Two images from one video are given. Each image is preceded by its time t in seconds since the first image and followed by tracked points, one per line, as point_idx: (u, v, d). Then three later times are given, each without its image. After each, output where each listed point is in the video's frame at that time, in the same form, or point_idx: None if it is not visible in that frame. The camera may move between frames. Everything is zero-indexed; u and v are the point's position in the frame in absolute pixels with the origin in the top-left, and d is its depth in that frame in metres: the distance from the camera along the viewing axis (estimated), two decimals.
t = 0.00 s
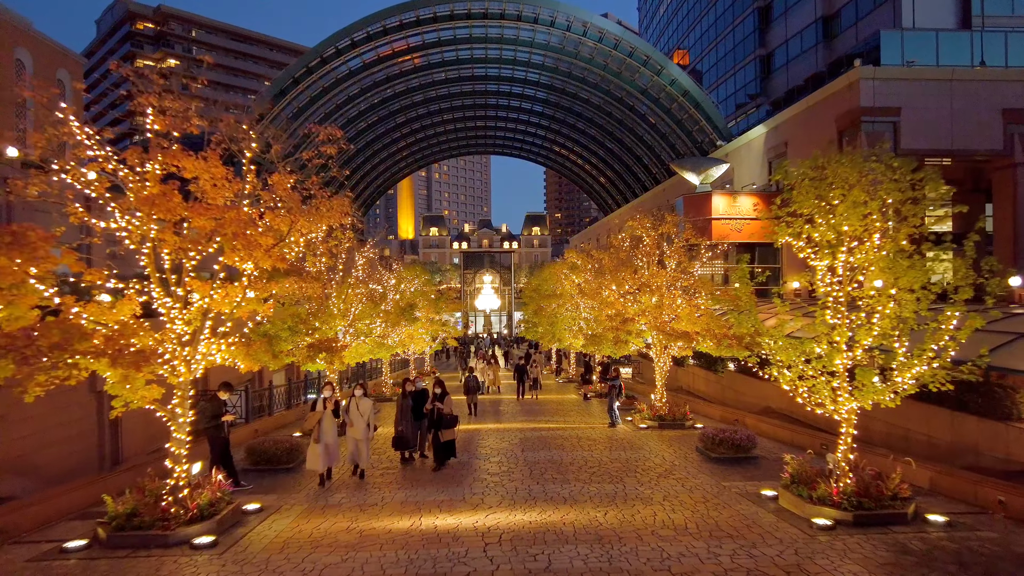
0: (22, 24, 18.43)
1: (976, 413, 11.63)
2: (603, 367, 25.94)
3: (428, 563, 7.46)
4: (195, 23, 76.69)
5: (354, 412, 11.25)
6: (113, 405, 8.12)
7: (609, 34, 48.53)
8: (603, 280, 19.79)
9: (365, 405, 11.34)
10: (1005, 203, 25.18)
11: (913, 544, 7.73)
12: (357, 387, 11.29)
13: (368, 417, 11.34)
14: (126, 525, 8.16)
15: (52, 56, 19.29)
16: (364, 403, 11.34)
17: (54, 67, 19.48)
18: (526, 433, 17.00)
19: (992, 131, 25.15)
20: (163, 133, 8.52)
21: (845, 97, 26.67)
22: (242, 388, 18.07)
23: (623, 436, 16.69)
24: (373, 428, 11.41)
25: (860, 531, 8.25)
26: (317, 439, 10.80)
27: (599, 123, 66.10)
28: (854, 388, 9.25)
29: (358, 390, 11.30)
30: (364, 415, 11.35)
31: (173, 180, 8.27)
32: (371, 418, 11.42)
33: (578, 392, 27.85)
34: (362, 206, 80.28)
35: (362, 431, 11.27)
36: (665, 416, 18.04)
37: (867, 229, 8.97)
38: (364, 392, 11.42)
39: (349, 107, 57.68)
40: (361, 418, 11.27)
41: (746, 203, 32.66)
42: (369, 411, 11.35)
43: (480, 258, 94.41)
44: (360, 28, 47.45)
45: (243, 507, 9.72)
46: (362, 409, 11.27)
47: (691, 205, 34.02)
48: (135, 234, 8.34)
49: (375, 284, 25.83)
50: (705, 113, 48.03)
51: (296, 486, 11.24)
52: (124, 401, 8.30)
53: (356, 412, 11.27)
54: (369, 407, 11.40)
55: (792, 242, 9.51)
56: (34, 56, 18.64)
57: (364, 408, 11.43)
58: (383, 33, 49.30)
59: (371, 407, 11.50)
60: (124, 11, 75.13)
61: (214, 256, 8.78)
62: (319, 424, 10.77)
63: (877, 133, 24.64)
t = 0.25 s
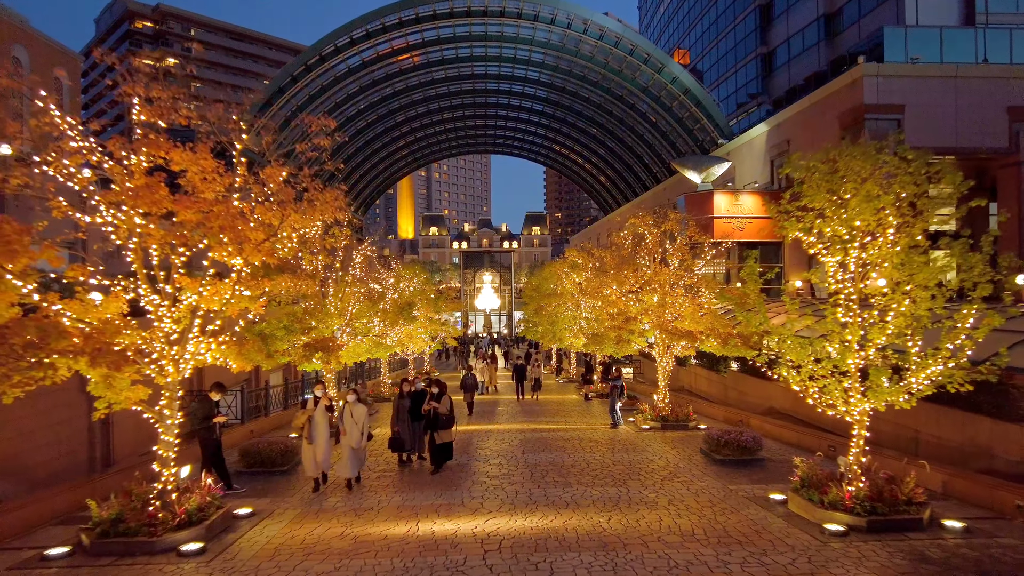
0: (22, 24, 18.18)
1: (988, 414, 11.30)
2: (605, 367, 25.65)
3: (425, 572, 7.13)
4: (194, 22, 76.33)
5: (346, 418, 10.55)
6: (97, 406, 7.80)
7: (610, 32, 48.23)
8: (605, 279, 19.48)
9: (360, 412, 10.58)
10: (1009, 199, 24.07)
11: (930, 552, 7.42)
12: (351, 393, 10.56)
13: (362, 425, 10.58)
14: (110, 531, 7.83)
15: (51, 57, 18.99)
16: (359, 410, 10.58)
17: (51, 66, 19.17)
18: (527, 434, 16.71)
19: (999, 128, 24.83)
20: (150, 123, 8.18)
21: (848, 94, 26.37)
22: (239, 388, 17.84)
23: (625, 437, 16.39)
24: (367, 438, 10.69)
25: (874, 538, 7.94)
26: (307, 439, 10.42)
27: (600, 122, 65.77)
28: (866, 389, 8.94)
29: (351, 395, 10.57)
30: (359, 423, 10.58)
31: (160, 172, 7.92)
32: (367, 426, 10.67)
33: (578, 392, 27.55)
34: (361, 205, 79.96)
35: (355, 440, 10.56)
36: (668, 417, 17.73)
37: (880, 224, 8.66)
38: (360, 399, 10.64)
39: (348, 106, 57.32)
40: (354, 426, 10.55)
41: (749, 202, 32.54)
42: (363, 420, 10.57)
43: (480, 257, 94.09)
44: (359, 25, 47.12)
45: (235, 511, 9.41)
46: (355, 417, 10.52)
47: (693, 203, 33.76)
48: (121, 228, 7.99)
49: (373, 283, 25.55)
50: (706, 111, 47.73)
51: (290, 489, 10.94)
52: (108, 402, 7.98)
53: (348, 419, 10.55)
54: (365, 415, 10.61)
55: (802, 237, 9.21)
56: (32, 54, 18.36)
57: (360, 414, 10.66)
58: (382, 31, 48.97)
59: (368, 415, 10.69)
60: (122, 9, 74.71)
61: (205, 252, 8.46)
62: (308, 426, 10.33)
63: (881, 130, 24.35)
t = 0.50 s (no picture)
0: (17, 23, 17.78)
1: (1000, 415, 10.98)
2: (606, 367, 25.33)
3: None
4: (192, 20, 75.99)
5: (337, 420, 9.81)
6: (78, 407, 7.48)
7: (610, 30, 47.89)
8: (606, 277, 19.16)
9: (352, 412, 9.89)
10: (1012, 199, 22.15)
11: (948, 560, 7.11)
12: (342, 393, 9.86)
13: (354, 425, 9.89)
14: (93, 538, 7.51)
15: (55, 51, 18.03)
16: (351, 410, 9.89)
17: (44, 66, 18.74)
18: (527, 435, 16.40)
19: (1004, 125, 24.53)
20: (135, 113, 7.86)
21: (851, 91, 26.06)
22: (233, 388, 17.55)
23: (627, 439, 16.06)
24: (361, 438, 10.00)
25: (888, 544, 7.63)
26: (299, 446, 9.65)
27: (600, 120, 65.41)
28: (877, 389, 8.63)
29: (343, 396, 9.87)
30: (351, 423, 9.89)
31: (145, 163, 7.59)
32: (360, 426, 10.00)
33: (579, 393, 27.23)
34: (361, 204, 79.62)
35: (349, 441, 9.89)
36: (670, 418, 17.42)
37: (893, 218, 8.33)
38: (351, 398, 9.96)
39: (347, 104, 56.91)
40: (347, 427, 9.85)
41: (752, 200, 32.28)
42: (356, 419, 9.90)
43: (480, 257, 93.78)
44: (357, 23, 46.74)
45: (224, 516, 9.10)
46: (348, 418, 9.82)
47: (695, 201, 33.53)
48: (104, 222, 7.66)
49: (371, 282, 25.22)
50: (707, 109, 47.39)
51: (283, 493, 10.62)
52: (90, 403, 7.65)
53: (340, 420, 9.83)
54: (357, 414, 9.94)
55: (813, 232, 8.86)
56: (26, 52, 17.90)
57: (352, 415, 9.98)
58: (381, 28, 48.62)
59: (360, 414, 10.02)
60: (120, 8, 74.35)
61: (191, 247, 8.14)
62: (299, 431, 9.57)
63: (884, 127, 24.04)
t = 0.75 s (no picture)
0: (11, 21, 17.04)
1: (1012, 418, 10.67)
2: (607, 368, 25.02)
3: None
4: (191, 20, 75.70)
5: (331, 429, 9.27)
6: (58, 413, 7.14)
7: (611, 28, 47.62)
8: (607, 277, 18.85)
9: (347, 421, 9.33)
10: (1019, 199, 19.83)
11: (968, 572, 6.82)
12: (338, 400, 9.31)
13: (347, 436, 9.28)
14: (75, 549, 7.19)
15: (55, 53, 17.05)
16: (346, 419, 9.34)
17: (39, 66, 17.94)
18: (528, 439, 16.10)
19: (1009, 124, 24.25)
20: (119, 106, 7.54)
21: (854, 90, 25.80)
22: (228, 390, 17.27)
23: (630, 442, 15.75)
24: (354, 450, 9.36)
25: (905, 555, 7.32)
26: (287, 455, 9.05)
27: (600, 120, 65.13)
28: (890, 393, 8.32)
29: (338, 403, 9.31)
30: (345, 433, 9.33)
31: (129, 158, 7.27)
32: (354, 438, 9.39)
33: (580, 394, 26.92)
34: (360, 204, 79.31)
35: (341, 453, 9.26)
36: (673, 420, 17.08)
37: (908, 216, 8.02)
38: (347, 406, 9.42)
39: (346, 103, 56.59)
40: (340, 438, 9.27)
41: (753, 199, 32.26)
42: (351, 429, 9.30)
43: (479, 257, 93.45)
44: (356, 21, 46.46)
45: (214, 524, 8.79)
46: (342, 427, 9.26)
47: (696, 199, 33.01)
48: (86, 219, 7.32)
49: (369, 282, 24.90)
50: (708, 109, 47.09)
51: (275, 500, 10.31)
52: (71, 409, 7.32)
53: (334, 428, 9.29)
54: (352, 424, 9.37)
55: (824, 230, 8.54)
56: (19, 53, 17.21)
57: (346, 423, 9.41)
58: (380, 27, 48.36)
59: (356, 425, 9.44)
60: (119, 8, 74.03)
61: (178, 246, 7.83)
62: (288, 438, 8.98)
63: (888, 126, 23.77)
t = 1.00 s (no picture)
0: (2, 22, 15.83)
1: None
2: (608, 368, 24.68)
3: None
4: (189, 19, 75.43)
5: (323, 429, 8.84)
6: (36, 415, 6.80)
7: (612, 26, 47.37)
8: (609, 276, 18.58)
9: (340, 421, 8.89)
10: None
11: None
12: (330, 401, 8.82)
13: (339, 438, 8.87)
14: (56, 557, 6.88)
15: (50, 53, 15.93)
16: (339, 419, 8.89)
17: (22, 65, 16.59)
18: (528, 440, 15.78)
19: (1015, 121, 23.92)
20: (103, 95, 7.21)
21: (857, 88, 25.53)
22: (224, 391, 16.98)
23: (632, 444, 15.42)
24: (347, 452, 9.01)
25: (923, 564, 7.01)
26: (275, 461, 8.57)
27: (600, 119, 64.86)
28: (907, 394, 7.98)
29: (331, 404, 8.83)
30: (337, 434, 8.88)
31: (113, 148, 6.94)
32: (346, 438, 8.99)
33: (581, 395, 26.63)
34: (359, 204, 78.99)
35: (335, 456, 8.93)
36: (676, 422, 16.77)
37: (925, 209, 7.69)
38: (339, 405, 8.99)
39: (345, 102, 56.28)
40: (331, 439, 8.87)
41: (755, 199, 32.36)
42: (344, 430, 8.90)
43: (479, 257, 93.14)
44: (355, 19, 46.22)
45: (203, 530, 8.48)
46: (335, 429, 8.81)
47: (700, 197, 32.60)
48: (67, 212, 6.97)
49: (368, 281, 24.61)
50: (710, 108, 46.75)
51: (268, 504, 9.99)
52: (51, 410, 6.98)
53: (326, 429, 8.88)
54: (345, 424, 8.94)
55: (839, 224, 8.20)
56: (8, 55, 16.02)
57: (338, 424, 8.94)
58: (379, 25, 48.10)
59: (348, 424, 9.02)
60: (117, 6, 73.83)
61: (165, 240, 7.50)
62: (275, 444, 8.50)
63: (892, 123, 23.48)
